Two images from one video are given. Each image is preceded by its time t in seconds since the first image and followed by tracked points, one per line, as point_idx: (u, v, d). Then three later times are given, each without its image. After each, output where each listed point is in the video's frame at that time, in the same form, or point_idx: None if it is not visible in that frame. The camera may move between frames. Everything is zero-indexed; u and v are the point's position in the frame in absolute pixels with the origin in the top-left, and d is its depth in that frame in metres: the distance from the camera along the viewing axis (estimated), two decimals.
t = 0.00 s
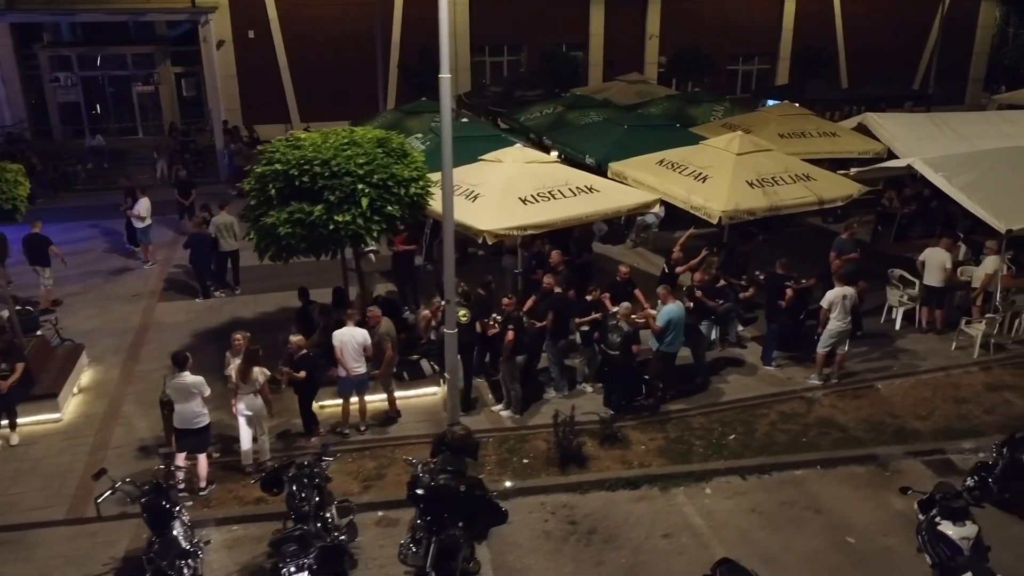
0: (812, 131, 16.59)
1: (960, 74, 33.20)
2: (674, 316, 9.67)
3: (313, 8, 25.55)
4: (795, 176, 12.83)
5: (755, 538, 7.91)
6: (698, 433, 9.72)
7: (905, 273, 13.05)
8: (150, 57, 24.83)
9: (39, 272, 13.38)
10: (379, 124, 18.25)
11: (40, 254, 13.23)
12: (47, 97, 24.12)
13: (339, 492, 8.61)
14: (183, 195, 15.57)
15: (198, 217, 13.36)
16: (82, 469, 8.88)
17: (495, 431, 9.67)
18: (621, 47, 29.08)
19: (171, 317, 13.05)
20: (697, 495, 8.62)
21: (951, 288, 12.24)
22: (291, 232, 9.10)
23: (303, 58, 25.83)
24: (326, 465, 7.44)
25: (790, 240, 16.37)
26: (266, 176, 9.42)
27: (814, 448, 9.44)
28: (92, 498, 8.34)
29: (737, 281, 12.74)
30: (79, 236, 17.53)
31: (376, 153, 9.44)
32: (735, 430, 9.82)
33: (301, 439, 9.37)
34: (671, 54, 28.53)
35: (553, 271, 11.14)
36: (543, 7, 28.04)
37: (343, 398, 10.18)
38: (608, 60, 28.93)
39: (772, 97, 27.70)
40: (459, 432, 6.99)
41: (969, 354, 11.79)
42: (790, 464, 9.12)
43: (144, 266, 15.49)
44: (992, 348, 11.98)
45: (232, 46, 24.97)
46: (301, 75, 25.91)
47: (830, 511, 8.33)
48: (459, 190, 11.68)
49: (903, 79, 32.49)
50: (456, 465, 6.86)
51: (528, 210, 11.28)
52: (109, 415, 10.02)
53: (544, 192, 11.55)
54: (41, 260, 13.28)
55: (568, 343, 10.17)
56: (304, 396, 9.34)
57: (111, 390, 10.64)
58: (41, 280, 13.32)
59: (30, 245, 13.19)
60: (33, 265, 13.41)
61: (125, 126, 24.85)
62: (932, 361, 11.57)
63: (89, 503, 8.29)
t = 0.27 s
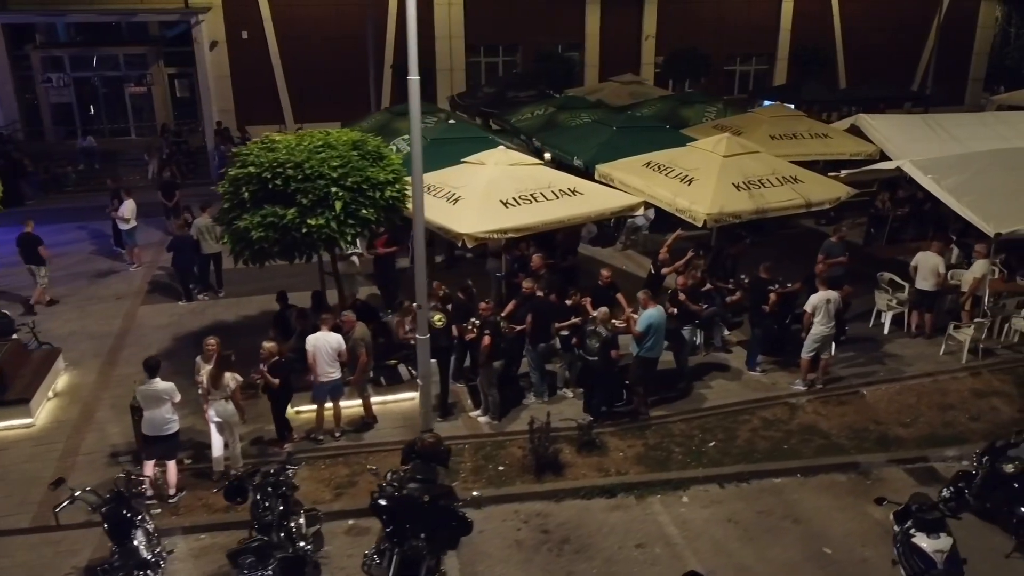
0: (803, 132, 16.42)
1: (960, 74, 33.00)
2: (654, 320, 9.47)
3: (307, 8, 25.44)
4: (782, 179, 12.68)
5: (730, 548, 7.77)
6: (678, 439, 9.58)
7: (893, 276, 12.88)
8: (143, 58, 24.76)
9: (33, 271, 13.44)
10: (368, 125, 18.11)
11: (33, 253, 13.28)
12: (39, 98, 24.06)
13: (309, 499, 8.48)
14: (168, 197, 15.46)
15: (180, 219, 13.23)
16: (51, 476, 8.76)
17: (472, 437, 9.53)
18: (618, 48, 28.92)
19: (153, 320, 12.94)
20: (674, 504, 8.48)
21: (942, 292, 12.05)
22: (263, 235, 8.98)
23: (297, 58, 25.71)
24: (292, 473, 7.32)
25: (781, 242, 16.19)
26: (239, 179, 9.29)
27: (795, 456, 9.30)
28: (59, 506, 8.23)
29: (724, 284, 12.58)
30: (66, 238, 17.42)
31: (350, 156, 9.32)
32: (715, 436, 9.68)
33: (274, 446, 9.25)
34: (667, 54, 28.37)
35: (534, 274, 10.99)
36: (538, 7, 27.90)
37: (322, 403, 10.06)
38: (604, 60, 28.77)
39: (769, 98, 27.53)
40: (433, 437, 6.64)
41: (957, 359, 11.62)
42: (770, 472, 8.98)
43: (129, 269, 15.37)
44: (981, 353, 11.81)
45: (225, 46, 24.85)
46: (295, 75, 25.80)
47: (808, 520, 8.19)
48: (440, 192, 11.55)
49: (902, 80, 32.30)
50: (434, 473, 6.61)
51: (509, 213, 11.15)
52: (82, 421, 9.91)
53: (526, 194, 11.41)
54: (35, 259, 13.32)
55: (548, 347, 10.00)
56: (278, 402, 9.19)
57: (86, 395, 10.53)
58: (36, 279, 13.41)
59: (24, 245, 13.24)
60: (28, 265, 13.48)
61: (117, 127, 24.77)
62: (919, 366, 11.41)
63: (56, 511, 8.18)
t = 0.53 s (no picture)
0: (794, 134, 16.29)
1: (959, 75, 32.81)
2: (631, 326, 9.32)
3: (300, 8, 25.35)
4: (769, 181, 12.53)
5: (702, 557, 7.65)
6: (656, 446, 9.45)
7: (881, 280, 12.74)
8: (135, 58, 24.72)
9: (26, 268, 13.37)
10: (358, 127, 18.01)
11: (26, 250, 13.17)
12: (31, 98, 24.04)
13: (280, 506, 8.38)
14: (153, 198, 15.38)
15: (162, 220, 13.14)
16: (20, 481, 8.68)
17: (447, 442, 9.42)
18: (613, 48, 28.78)
19: (134, 323, 12.86)
20: (649, 512, 8.35)
21: (933, 296, 11.89)
22: (235, 238, 8.88)
23: (291, 59, 25.62)
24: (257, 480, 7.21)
25: (771, 245, 16.04)
26: (212, 181, 9.20)
27: (775, 463, 9.16)
28: (24, 513, 8.14)
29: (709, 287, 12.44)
30: (53, 239, 17.35)
31: (324, 158, 9.21)
32: (694, 443, 9.55)
33: (246, 451, 9.13)
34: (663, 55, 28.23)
35: (514, 276, 10.88)
36: (534, 7, 27.76)
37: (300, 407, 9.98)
38: (600, 61, 28.63)
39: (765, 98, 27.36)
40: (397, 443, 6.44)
41: (944, 364, 11.48)
42: (747, 479, 8.85)
43: (114, 270, 15.31)
44: (969, 357, 11.66)
45: (219, 46, 24.75)
46: (289, 76, 25.70)
47: (783, 529, 8.06)
48: (421, 195, 11.45)
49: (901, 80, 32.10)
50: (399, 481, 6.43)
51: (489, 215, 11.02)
52: (55, 425, 9.82)
53: (507, 197, 11.29)
54: (26, 258, 13.26)
55: (527, 352, 9.85)
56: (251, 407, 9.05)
57: (61, 399, 10.45)
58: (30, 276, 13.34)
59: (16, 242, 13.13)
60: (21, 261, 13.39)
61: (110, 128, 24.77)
62: (905, 371, 11.27)
63: (21, 518, 8.08)
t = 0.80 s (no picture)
0: (785, 135, 16.16)
1: (958, 75, 32.62)
2: (607, 329, 9.25)
3: (294, 8, 25.27)
4: (755, 183, 12.42)
5: (674, 566, 7.54)
6: (634, 451, 9.34)
7: (869, 283, 12.60)
8: (128, 58, 24.70)
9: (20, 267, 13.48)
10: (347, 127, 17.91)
11: (23, 250, 13.35)
12: (24, 98, 24.02)
13: (249, 511, 8.28)
14: (139, 198, 15.32)
15: (144, 221, 13.06)
16: None
17: (423, 447, 9.31)
18: (609, 48, 28.66)
19: (115, 324, 12.79)
20: (623, 519, 8.24)
21: (922, 301, 11.78)
22: (207, 241, 8.81)
23: (285, 59, 25.54)
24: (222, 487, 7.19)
25: (761, 247, 15.90)
26: (185, 183, 9.13)
27: (753, 469, 9.05)
28: None
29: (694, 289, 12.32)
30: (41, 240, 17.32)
31: (299, 159, 9.12)
32: (673, 448, 9.44)
33: (219, 455, 9.05)
34: (659, 54, 28.10)
35: (494, 279, 10.79)
36: (529, 7, 27.65)
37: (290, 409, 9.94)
38: (595, 61, 28.51)
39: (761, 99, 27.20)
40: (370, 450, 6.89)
41: (931, 368, 11.34)
42: (724, 486, 8.74)
43: (100, 271, 15.25)
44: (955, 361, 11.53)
45: (212, 46, 24.68)
46: (282, 76, 25.62)
47: (758, 537, 7.94)
48: (402, 197, 11.36)
49: (899, 81, 31.92)
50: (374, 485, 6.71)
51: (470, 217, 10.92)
52: (29, 428, 9.75)
53: (488, 199, 11.19)
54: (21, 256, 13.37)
55: (504, 356, 9.76)
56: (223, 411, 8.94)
57: (37, 402, 10.38)
58: (24, 274, 13.46)
59: (14, 241, 13.31)
60: (17, 259, 13.55)
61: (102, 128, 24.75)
62: (890, 376, 11.14)
63: None
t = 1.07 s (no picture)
0: (774, 136, 16.05)
1: (955, 76, 32.48)
2: (583, 335, 9.19)
3: (287, 8, 25.22)
4: (740, 184, 12.32)
5: (645, 573, 7.45)
6: (611, 455, 9.25)
7: (856, 285, 12.49)
8: (120, 58, 24.68)
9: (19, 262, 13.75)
10: (336, 127, 17.84)
11: (23, 245, 13.65)
12: (16, 98, 24.01)
13: (220, 516, 8.21)
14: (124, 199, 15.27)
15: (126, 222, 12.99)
16: None
17: (398, 450, 9.23)
18: (604, 48, 28.55)
19: (97, 325, 12.74)
20: (596, 524, 8.15)
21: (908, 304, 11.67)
22: (180, 242, 8.75)
23: (279, 59, 25.48)
24: (187, 490, 7.13)
25: (750, 249, 15.81)
26: (158, 184, 9.06)
27: (731, 474, 8.95)
28: None
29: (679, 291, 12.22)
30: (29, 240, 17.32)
31: (273, 160, 9.04)
32: (651, 452, 9.35)
33: (192, 459, 8.98)
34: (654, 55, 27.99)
35: (473, 281, 10.72)
36: (524, 7, 27.55)
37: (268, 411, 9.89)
38: (590, 61, 28.41)
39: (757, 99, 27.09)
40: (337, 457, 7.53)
41: (916, 371, 11.23)
42: (701, 490, 8.64)
43: (85, 272, 15.21)
44: (941, 365, 11.42)
45: (205, 46, 24.62)
46: (276, 76, 25.57)
47: (732, 543, 7.85)
48: (383, 198, 11.29)
49: (896, 81, 31.79)
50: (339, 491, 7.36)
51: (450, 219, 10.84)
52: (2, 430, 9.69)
53: (469, 200, 11.10)
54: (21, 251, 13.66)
55: (481, 359, 9.69)
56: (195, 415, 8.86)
57: (12, 404, 10.32)
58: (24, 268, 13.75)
59: (14, 236, 13.61)
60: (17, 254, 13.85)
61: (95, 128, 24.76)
62: (874, 379, 11.04)
63: None
